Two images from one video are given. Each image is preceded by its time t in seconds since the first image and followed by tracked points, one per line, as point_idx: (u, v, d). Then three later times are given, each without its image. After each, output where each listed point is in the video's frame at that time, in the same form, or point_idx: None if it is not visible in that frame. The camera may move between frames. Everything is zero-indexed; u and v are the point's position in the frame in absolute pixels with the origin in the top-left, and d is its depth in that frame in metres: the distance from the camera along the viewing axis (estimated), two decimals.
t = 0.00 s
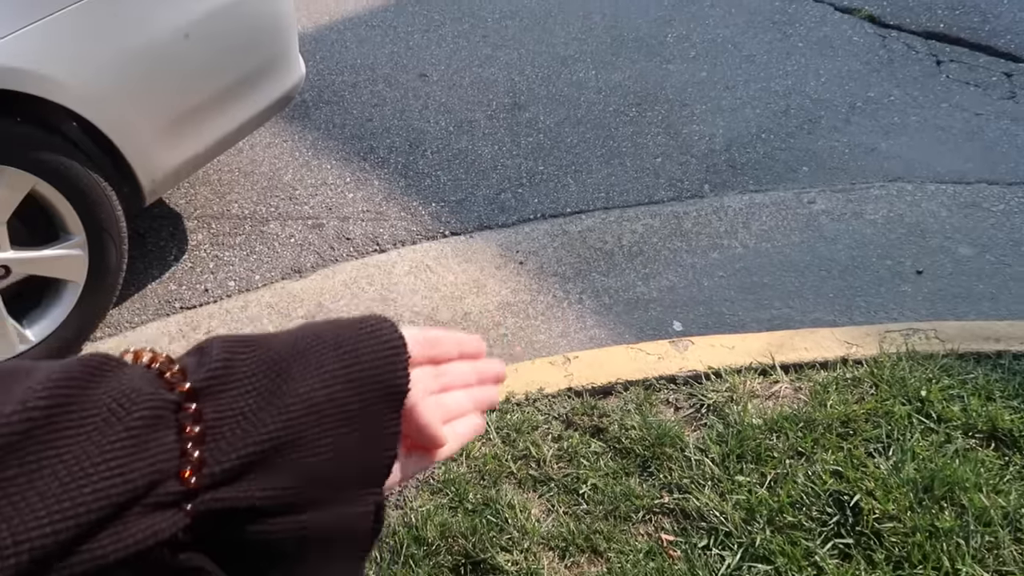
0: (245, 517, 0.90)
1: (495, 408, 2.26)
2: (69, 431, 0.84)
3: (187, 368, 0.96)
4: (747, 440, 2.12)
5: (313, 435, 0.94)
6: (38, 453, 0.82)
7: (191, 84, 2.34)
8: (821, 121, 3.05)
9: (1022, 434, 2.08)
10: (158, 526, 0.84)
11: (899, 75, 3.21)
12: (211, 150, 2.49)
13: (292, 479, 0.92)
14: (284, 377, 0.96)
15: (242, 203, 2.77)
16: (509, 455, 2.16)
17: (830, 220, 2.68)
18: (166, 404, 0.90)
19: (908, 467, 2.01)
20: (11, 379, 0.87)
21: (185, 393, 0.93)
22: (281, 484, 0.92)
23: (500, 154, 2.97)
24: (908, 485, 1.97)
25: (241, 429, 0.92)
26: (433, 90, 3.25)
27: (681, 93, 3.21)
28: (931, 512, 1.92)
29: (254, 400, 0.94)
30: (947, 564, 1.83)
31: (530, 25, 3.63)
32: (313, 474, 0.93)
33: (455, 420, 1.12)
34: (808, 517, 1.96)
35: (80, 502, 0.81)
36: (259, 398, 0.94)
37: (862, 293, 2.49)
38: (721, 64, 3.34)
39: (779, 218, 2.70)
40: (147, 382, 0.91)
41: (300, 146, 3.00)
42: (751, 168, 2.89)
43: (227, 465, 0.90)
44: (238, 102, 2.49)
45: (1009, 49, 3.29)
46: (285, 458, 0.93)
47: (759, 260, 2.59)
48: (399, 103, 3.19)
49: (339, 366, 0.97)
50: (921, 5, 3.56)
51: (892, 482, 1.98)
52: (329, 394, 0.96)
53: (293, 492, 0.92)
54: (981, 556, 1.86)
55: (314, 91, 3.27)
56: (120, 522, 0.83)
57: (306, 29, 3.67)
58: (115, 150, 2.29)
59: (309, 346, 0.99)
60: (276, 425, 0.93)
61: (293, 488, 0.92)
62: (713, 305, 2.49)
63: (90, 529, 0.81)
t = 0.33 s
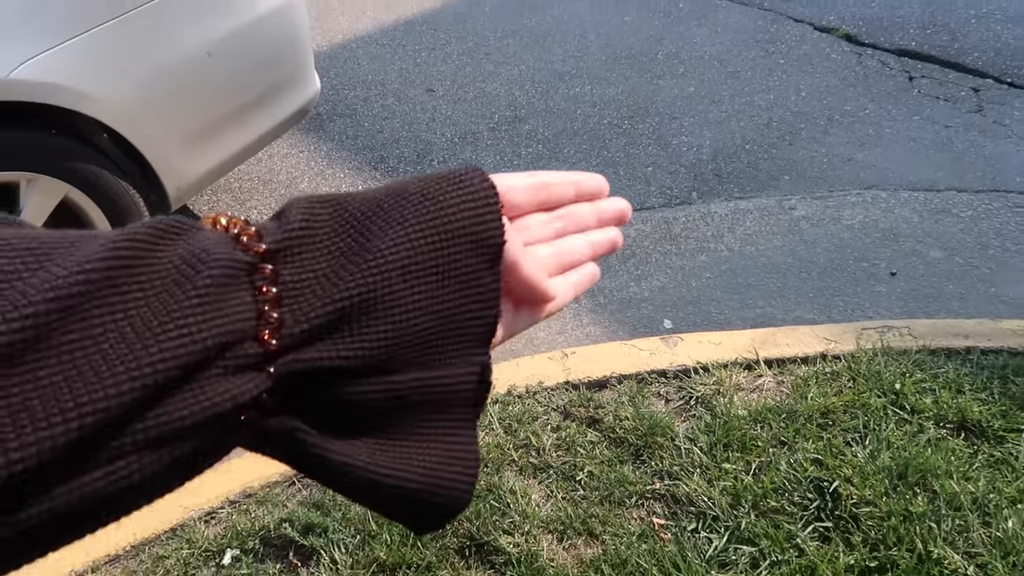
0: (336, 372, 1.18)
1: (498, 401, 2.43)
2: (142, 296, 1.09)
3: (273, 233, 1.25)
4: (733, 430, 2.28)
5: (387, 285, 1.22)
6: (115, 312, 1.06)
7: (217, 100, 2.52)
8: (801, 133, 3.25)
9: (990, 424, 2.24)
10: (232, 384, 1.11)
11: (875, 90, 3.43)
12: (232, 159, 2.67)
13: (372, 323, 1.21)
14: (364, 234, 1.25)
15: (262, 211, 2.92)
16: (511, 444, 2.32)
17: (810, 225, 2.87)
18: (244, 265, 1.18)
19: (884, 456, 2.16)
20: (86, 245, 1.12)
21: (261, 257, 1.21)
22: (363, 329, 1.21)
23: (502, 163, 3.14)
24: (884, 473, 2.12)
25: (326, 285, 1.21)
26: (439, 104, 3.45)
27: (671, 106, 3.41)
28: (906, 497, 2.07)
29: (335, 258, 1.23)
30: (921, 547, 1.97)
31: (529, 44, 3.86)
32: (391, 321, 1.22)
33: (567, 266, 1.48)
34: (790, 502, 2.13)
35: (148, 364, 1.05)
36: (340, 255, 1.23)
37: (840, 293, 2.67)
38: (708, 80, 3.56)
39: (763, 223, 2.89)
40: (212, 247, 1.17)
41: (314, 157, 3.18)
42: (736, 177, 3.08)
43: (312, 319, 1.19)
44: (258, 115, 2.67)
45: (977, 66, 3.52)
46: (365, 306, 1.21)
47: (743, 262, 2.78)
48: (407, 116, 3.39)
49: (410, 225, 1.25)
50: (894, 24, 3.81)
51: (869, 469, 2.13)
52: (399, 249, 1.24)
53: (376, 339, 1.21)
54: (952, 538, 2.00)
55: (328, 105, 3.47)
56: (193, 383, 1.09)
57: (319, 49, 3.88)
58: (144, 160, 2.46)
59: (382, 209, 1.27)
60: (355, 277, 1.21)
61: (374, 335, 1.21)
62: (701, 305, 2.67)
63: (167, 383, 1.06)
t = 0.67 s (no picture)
0: (243, 513, 1.14)
1: (500, 391, 2.60)
2: (95, 443, 1.05)
3: (207, 382, 1.20)
4: (721, 419, 2.44)
5: (304, 448, 1.19)
6: (63, 470, 1.02)
7: (237, 108, 2.69)
8: (784, 143, 3.52)
9: (960, 414, 2.39)
10: (170, 523, 1.07)
11: (853, 102, 3.71)
12: (253, 166, 2.84)
13: (287, 478, 1.17)
14: (285, 397, 1.21)
15: (281, 213, 3.31)
16: (513, 431, 2.50)
17: (792, 228, 3.08)
18: (193, 413, 1.14)
19: (862, 444, 2.32)
20: (47, 397, 1.08)
21: (202, 408, 1.16)
22: (279, 482, 1.17)
23: (506, 170, 3.49)
24: (863, 460, 2.28)
25: (246, 438, 1.16)
26: (447, 114, 3.81)
27: (663, 117, 3.72)
28: (881, 482, 2.22)
29: (261, 412, 1.19)
30: (895, 528, 2.10)
31: (531, 58, 4.19)
32: (303, 478, 1.18)
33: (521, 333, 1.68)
34: (774, 487, 2.27)
35: (104, 506, 1.02)
36: (265, 411, 1.19)
37: (818, 292, 2.85)
38: (696, 92, 3.86)
39: (748, 226, 3.11)
40: (170, 393, 1.15)
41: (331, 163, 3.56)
42: (721, 184, 3.34)
43: (235, 469, 1.14)
44: (277, 124, 2.84)
45: (948, 80, 3.79)
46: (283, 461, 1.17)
47: (729, 263, 2.97)
48: (417, 126, 3.75)
49: (329, 390, 1.23)
50: (871, 40, 4.10)
51: (848, 456, 2.29)
52: (321, 413, 1.21)
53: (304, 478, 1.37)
54: (926, 521, 2.13)
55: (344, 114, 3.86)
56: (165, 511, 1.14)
57: (335, 62, 4.25)
58: (171, 165, 2.63)
59: (303, 372, 1.24)
60: (279, 434, 1.18)
61: (289, 488, 1.17)
62: (690, 303, 2.85)
63: (113, 527, 1.03)
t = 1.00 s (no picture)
0: (245, 495, 1.24)
1: (502, 386, 2.73)
2: (103, 430, 1.15)
3: (211, 371, 1.29)
4: (709, 412, 2.55)
5: (304, 433, 1.28)
6: (72, 454, 1.12)
7: (254, 120, 2.86)
8: (767, 153, 3.73)
9: (933, 408, 2.50)
10: (173, 505, 1.17)
11: (832, 116, 3.93)
12: (268, 175, 3.02)
13: (286, 462, 1.27)
14: (284, 386, 1.30)
15: (296, 218, 3.52)
16: (513, 424, 2.61)
17: (775, 232, 3.28)
18: (192, 402, 1.24)
19: (841, 437, 2.42)
20: (60, 387, 1.18)
21: (203, 397, 1.25)
22: (278, 465, 1.26)
23: (507, 178, 3.69)
24: (841, 451, 2.37)
25: (248, 423, 1.26)
26: (451, 127, 4.05)
27: (654, 129, 3.93)
28: (859, 472, 2.31)
29: (262, 400, 1.28)
30: (872, 516, 2.19)
31: (529, 74, 4.42)
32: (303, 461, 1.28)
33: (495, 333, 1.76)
34: (759, 477, 2.36)
35: (110, 487, 1.12)
36: (266, 400, 1.28)
37: (800, 294, 3.02)
38: (686, 105, 4.07)
39: (734, 231, 3.31)
40: (174, 383, 1.25)
41: (343, 172, 3.78)
42: (709, 192, 3.54)
43: (238, 453, 1.23)
44: (292, 135, 3.02)
45: (921, 95, 4.01)
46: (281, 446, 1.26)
47: (717, 266, 3.16)
48: (424, 138, 3.99)
49: (327, 380, 1.32)
50: (849, 58, 4.33)
51: (828, 449, 2.38)
52: (320, 401, 1.30)
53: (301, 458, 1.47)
54: (901, 508, 2.22)
55: (354, 127, 4.10)
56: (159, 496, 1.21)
57: (347, 77, 4.53)
58: (192, 174, 2.80)
59: (301, 364, 1.33)
60: (279, 421, 1.27)
61: (288, 472, 1.27)
62: (681, 304, 3.04)
63: (119, 507, 1.13)
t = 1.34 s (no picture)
0: (291, 412, 1.14)
1: (502, 387, 2.78)
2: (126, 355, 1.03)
3: (242, 299, 1.16)
4: (705, 411, 2.60)
5: (351, 344, 1.17)
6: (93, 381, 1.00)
7: (259, 124, 2.92)
8: (762, 156, 3.79)
9: (925, 406, 2.56)
10: (209, 427, 1.07)
11: (825, 119, 3.99)
12: (272, 179, 3.07)
13: (332, 377, 1.16)
14: (320, 304, 1.18)
15: (299, 222, 3.58)
16: (514, 424, 2.65)
17: (770, 234, 3.34)
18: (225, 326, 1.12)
19: (835, 434, 2.47)
20: (75, 316, 1.04)
21: (234, 322, 1.13)
22: (322, 381, 1.16)
23: (506, 182, 3.75)
24: (834, 448, 2.42)
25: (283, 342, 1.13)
26: (451, 132, 4.11)
27: (651, 133, 3.99)
28: (853, 469, 2.36)
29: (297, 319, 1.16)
30: (867, 512, 2.24)
31: (527, 80, 4.48)
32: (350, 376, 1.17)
33: (498, 309, 1.30)
34: (755, 475, 2.41)
35: (136, 412, 1.01)
36: (300, 319, 1.16)
37: (794, 295, 3.08)
38: (681, 110, 4.13)
39: (729, 233, 3.37)
40: (202, 308, 1.13)
41: (345, 177, 3.84)
42: (705, 194, 3.60)
43: (277, 371, 1.13)
44: (296, 140, 3.08)
45: (912, 99, 4.07)
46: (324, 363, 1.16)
47: (713, 267, 3.22)
48: (425, 142, 4.05)
49: (366, 294, 1.20)
50: (841, 62, 4.39)
51: (823, 446, 2.43)
52: (363, 312, 1.19)
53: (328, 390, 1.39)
54: (894, 505, 2.27)
55: (356, 132, 4.16)
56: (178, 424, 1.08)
57: (349, 83, 4.59)
58: (198, 179, 2.85)
59: (337, 280, 1.20)
60: (318, 338, 1.15)
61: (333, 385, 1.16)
62: (678, 304, 3.09)
63: (147, 432, 1.02)
